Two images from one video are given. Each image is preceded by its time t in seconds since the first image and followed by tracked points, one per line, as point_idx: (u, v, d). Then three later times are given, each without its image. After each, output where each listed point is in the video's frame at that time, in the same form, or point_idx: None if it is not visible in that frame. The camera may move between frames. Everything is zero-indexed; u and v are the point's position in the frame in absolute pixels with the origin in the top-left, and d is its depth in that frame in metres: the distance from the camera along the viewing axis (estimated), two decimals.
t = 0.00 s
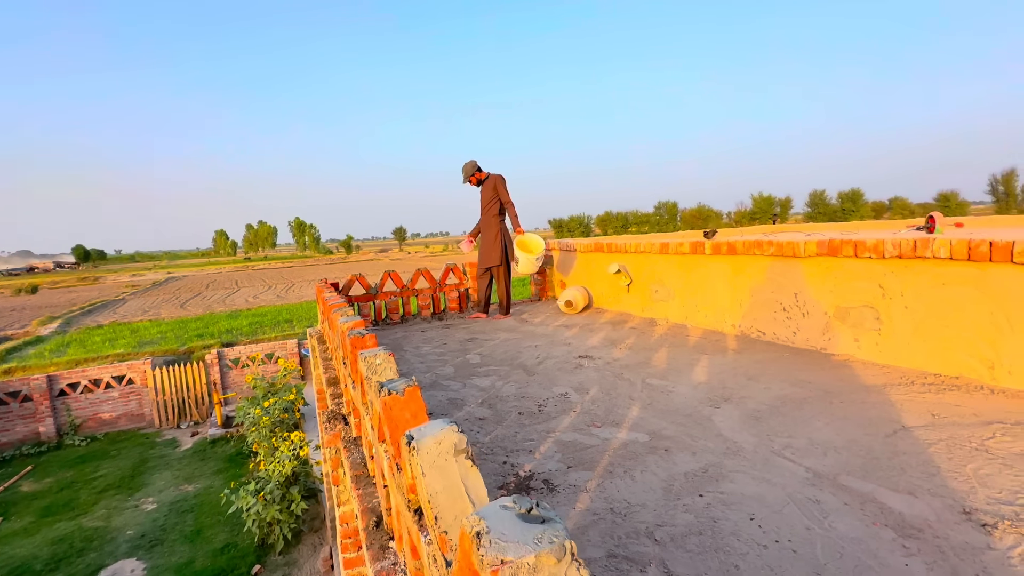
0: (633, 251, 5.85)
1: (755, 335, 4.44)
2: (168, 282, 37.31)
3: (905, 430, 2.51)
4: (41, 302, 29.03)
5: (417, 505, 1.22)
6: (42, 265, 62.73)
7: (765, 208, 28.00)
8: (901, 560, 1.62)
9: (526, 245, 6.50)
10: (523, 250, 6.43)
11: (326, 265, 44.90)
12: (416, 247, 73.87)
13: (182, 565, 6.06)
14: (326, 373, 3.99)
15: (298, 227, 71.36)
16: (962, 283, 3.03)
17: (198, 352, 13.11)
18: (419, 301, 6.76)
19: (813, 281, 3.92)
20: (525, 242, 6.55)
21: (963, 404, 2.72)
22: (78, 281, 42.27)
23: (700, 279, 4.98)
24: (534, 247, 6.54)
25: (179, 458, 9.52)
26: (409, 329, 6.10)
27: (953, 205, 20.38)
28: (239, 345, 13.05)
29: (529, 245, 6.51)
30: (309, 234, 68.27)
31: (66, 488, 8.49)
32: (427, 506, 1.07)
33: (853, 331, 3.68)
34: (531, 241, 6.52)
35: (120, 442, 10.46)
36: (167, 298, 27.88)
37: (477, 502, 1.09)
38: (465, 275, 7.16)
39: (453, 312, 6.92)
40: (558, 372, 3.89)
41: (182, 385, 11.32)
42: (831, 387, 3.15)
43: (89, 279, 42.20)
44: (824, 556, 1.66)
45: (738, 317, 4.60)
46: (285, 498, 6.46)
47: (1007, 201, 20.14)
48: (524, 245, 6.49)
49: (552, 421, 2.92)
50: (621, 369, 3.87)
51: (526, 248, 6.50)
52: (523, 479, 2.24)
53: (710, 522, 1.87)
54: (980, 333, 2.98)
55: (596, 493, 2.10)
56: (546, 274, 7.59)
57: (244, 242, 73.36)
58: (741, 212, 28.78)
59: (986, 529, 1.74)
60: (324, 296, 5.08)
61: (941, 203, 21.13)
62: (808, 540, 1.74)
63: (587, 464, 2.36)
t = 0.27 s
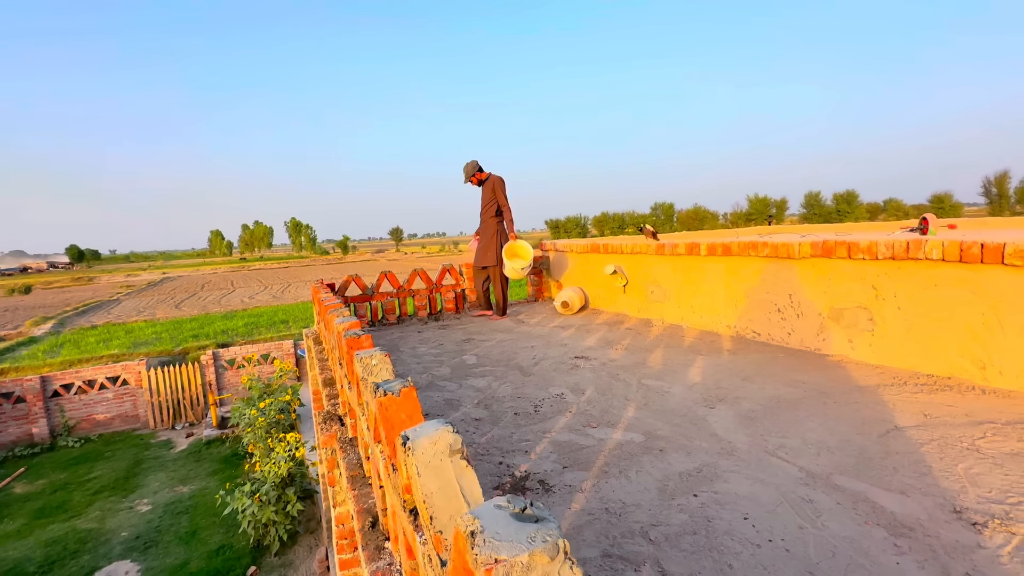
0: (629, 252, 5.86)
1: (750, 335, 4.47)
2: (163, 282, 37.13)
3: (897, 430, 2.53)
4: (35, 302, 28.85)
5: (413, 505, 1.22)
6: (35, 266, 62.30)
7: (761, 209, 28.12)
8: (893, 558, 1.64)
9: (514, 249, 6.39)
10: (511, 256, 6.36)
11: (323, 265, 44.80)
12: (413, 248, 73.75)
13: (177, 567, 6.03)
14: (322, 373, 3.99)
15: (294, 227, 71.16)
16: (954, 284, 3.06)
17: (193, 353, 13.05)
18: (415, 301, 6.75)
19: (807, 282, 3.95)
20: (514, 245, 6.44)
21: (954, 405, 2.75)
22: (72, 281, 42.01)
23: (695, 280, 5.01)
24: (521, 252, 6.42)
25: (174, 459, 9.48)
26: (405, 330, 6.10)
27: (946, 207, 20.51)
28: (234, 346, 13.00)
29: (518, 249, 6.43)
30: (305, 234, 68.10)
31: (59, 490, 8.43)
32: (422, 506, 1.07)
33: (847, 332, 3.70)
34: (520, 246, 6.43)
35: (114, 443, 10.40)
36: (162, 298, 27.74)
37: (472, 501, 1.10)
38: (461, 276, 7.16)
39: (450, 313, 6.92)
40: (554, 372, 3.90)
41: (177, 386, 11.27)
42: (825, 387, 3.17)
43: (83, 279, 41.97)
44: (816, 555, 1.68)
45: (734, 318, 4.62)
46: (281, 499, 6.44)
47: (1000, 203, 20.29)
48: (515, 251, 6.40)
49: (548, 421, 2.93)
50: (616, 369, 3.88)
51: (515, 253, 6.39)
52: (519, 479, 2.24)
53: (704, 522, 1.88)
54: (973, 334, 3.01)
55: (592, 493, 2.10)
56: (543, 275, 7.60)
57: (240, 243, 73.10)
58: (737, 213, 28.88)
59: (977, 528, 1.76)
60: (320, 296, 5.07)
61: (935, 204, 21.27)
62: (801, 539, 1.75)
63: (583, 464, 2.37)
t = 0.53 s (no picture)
0: (628, 253, 5.87)
1: (748, 336, 4.48)
2: (160, 282, 37.01)
3: (894, 431, 2.54)
4: (31, 302, 28.68)
5: (413, 505, 1.22)
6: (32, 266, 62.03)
7: (759, 210, 28.17)
8: (891, 558, 1.65)
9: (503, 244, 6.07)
10: (498, 252, 6.00)
11: (321, 265, 44.75)
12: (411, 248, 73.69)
13: (174, 568, 6.01)
14: (321, 373, 3.98)
15: (292, 227, 71.05)
16: (952, 286, 3.07)
17: (191, 353, 13.01)
18: (414, 302, 6.75)
19: (805, 283, 3.96)
20: (503, 240, 6.10)
21: (951, 406, 2.76)
22: (68, 281, 41.85)
23: (694, 281, 5.02)
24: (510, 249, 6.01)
25: (171, 460, 9.45)
26: (403, 330, 6.09)
27: (943, 208, 20.59)
28: (232, 346, 12.97)
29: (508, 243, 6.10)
30: (303, 235, 68.00)
31: (56, 490, 8.40)
32: (423, 506, 1.07)
33: (844, 333, 3.71)
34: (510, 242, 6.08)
35: (111, 444, 10.35)
36: (159, 298, 27.64)
37: (473, 500, 1.10)
38: (460, 276, 7.16)
39: (448, 313, 6.91)
40: (553, 373, 3.90)
41: (174, 387, 11.24)
42: (822, 388, 3.18)
43: (80, 279, 41.83)
44: (815, 555, 1.68)
45: (732, 319, 4.63)
46: (278, 500, 6.42)
47: (996, 205, 20.38)
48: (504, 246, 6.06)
49: (547, 422, 2.94)
50: (615, 370, 3.89)
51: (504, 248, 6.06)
52: (518, 480, 2.25)
53: (703, 522, 1.88)
54: (969, 335, 3.02)
55: (591, 494, 2.11)
56: (541, 276, 7.60)
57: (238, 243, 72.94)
58: (735, 214, 28.93)
59: (973, 528, 1.77)
60: (319, 297, 5.07)
61: (932, 206, 21.35)
62: (800, 540, 1.76)
63: (582, 464, 2.37)
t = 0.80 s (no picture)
0: (627, 254, 5.89)
1: (746, 338, 4.49)
2: (158, 282, 36.94)
3: (890, 433, 2.55)
4: (28, 302, 28.60)
5: (410, 505, 1.23)
6: (30, 265, 61.90)
7: (757, 213, 28.21)
8: (886, 560, 1.66)
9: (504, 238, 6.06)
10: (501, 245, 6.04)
11: (320, 266, 44.74)
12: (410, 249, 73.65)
13: (171, 569, 6.00)
14: (319, 374, 3.98)
15: (291, 228, 71.02)
16: (948, 288, 3.09)
17: (189, 353, 12.99)
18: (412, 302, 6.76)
19: (803, 286, 3.97)
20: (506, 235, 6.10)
21: (947, 408, 2.77)
22: (66, 280, 41.76)
23: (692, 283, 5.03)
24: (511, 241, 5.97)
25: (169, 460, 9.44)
26: (402, 331, 6.09)
27: (941, 211, 20.65)
28: (230, 346, 12.97)
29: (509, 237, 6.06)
30: (303, 235, 67.99)
31: (53, 490, 8.38)
32: (420, 506, 1.08)
33: (842, 335, 3.73)
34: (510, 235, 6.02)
35: (108, 444, 10.33)
36: (158, 298, 27.57)
37: (470, 501, 1.11)
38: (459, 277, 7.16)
39: (447, 314, 6.91)
40: (551, 374, 3.91)
41: (172, 387, 11.22)
42: (820, 390, 3.19)
43: (79, 279, 41.75)
44: (810, 557, 1.69)
45: (730, 320, 4.64)
46: (276, 501, 6.42)
47: (994, 208, 20.45)
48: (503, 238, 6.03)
49: (544, 423, 2.94)
50: (613, 372, 3.89)
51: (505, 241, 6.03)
52: (516, 481, 2.25)
53: (700, 523, 1.89)
54: (965, 337, 3.04)
55: (588, 495, 2.11)
56: (540, 277, 7.61)
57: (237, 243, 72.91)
58: (734, 216, 28.97)
59: (968, 530, 1.78)
60: (318, 297, 5.07)
61: (930, 209, 21.41)
62: (796, 541, 1.77)
63: (579, 466, 2.38)
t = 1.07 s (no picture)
0: (627, 256, 5.88)
1: (746, 340, 4.48)
2: (158, 282, 36.91)
3: (891, 436, 2.54)
4: (28, 301, 28.57)
5: (409, 506, 1.22)
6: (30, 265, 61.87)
7: (758, 215, 28.21)
8: (887, 563, 1.65)
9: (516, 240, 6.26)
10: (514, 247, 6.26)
11: (320, 266, 44.73)
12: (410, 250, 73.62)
13: (169, 569, 5.98)
14: (318, 375, 3.97)
15: (292, 228, 71.05)
16: (949, 291, 3.08)
17: (188, 354, 12.97)
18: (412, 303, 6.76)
19: (803, 288, 3.97)
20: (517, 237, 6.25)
21: (948, 410, 2.77)
22: (66, 280, 41.75)
23: (692, 284, 5.02)
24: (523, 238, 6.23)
25: (167, 461, 9.42)
26: (402, 332, 6.09)
27: (941, 214, 20.66)
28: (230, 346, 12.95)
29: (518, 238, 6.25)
30: (303, 236, 67.99)
31: (51, 490, 8.36)
32: (419, 506, 1.07)
33: (842, 337, 3.72)
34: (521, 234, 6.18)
35: (107, 444, 10.31)
36: (157, 298, 27.53)
37: (469, 501, 1.10)
38: (459, 278, 7.15)
39: (447, 315, 6.91)
40: (551, 375, 3.90)
41: (171, 387, 11.20)
42: (820, 392, 3.18)
43: (77, 279, 41.62)
44: (811, 560, 1.68)
45: (730, 322, 4.63)
46: (275, 501, 6.40)
47: (994, 211, 20.46)
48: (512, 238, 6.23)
49: (544, 424, 2.93)
50: (613, 373, 3.89)
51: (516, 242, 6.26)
52: (515, 482, 2.24)
53: (700, 525, 1.88)
54: (966, 340, 3.03)
55: (588, 497, 2.10)
56: (541, 278, 7.60)
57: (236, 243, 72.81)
58: (734, 218, 28.97)
59: (970, 533, 1.77)
60: (317, 298, 5.06)
61: (930, 212, 21.42)
62: (796, 544, 1.76)
63: (579, 467, 2.37)
